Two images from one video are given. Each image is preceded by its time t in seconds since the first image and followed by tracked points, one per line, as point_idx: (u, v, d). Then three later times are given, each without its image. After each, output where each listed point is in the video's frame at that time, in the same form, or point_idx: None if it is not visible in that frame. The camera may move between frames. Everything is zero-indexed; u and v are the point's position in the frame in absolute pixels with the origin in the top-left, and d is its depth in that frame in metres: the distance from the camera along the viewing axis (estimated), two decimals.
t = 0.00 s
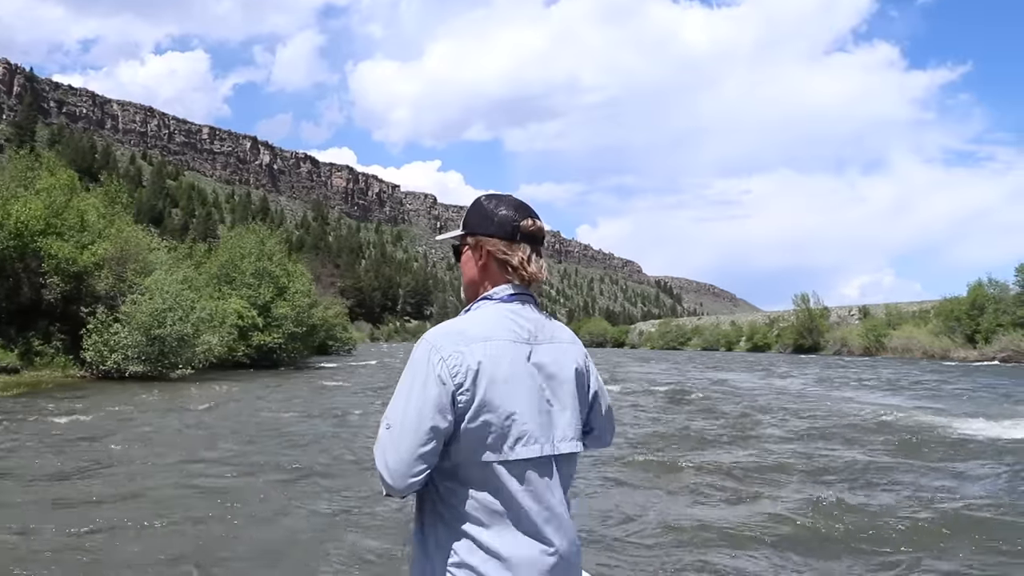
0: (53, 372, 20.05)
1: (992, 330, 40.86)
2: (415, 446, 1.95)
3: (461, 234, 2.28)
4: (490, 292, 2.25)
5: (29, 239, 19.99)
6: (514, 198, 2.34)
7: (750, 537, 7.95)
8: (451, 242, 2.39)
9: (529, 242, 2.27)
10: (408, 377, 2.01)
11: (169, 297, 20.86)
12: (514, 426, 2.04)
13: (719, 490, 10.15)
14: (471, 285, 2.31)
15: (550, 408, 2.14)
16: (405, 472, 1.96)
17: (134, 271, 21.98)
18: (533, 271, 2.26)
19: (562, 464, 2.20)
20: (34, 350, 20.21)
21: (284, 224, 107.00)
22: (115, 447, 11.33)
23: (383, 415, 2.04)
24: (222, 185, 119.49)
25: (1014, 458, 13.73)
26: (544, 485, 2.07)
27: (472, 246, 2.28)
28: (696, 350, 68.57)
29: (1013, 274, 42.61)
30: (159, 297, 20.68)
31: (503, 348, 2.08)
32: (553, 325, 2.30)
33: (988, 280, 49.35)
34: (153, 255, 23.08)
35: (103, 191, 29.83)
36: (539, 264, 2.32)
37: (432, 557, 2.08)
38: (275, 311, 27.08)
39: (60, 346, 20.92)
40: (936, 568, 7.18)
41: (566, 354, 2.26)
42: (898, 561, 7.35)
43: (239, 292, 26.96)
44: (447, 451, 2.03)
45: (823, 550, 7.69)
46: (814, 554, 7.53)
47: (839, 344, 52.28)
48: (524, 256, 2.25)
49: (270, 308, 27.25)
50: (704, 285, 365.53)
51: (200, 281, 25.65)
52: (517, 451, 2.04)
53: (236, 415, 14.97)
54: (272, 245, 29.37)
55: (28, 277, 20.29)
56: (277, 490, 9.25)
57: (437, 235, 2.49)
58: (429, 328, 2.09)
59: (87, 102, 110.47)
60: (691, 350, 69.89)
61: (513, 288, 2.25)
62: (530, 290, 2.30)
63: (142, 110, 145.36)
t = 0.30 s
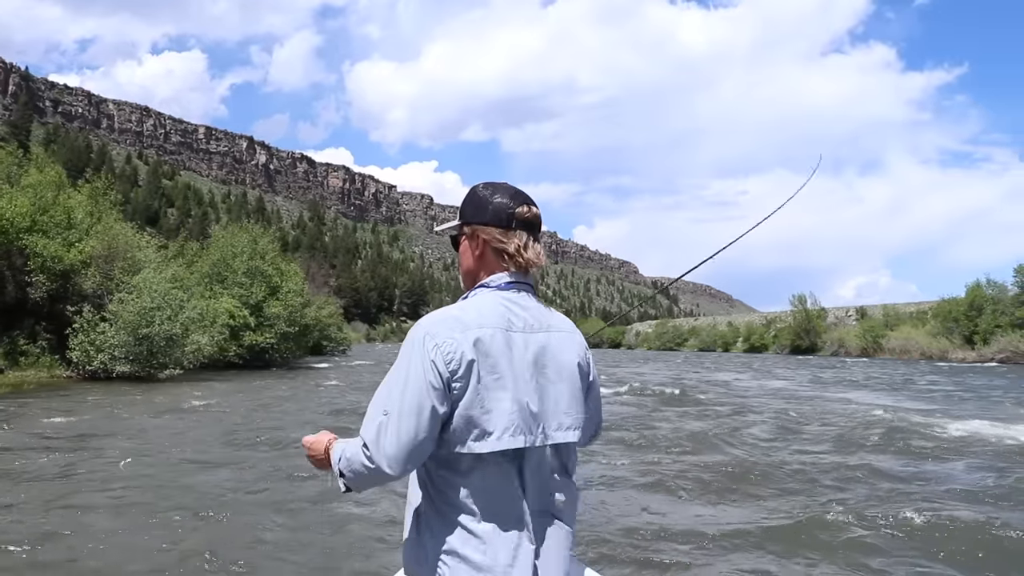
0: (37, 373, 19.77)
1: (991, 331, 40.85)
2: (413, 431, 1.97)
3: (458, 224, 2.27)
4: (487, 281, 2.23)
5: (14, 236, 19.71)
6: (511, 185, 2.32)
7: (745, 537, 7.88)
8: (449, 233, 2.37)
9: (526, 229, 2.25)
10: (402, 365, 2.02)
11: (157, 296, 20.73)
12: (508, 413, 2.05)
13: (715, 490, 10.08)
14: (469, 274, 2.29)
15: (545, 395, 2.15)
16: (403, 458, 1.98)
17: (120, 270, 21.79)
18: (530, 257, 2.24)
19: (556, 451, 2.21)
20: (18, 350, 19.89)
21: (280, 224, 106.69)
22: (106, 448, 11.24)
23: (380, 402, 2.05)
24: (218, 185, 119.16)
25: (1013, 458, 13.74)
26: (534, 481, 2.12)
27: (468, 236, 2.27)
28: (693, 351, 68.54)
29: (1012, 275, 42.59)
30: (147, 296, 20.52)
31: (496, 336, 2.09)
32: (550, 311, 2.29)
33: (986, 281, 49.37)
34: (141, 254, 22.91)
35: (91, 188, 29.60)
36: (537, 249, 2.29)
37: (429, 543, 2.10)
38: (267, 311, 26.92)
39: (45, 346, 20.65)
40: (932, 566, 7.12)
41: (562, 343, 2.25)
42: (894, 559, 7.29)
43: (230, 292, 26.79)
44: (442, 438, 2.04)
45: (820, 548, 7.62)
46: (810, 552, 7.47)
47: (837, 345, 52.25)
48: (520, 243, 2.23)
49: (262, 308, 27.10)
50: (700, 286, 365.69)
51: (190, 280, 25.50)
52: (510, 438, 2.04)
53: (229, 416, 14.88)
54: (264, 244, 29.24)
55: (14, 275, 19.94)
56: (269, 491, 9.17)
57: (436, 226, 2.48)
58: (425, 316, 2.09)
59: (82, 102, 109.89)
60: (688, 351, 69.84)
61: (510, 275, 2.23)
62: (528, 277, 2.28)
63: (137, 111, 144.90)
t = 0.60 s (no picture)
0: (24, 373, 19.55)
1: (989, 331, 40.79)
2: (417, 431, 1.86)
3: (438, 212, 2.13)
4: (471, 272, 2.12)
5: None
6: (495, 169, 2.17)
7: (742, 538, 7.73)
8: (429, 219, 2.24)
9: (510, 218, 2.13)
10: (401, 364, 1.92)
11: (144, 295, 20.56)
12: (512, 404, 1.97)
13: (711, 490, 9.95)
14: (451, 264, 2.18)
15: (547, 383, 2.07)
16: (409, 459, 1.87)
17: (107, 269, 21.54)
18: (515, 247, 2.12)
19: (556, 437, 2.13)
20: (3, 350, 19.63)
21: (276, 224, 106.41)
22: (93, 448, 11.07)
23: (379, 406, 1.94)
24: (214, 184, 118.78)
25: (1012, 458, 13.64)
26: (542, 453, 1.97)
27: (451, 224, 2.13)
28: (690, 350, 68.51)
29: (1010, 274, 42.51)
30: (135, 296, 20.29)
31: (495, 326, 2.00)
32: (541, 299, 2.20)
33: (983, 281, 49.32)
34: (129, 252, 22.69)
35: (80, 186, 29.35)
36: (522, 238, 2.17)
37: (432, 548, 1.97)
38: (259, 310, 26.74)
39: (31, 346, 20.39)
40: (933, 569, 6.96)
41: (560, 332, 2.17)
42: (894, 560, 7.14)
43: (222, 290, 26.58)
44: (445, 435, 1.94)
45: (819, 549, 7.47)
46: (808, 553, 7.31)
47: (834, 345, 52.21)
48: (505, 232, 2.11)
49: (254, 307, 26.91)
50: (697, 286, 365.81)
51: (181, 279, 25.31)
52: (516, 428, 1.96)
53: (219, 416, 14.70)
54: (256, 242, 29.03)
55: None
56: (258, 493, 9.01)
57: (416, 211, 2.34)
58: (419, 311, 1.99)
59: (78, 101, 109.46)
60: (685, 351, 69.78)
61: (495, 265, 2.12)
62: (512, 266, 2.16)
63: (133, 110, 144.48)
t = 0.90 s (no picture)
0: (10, 373, 19.38)
1: (987, 331, 40.78)
2: (422, 433, 1.87)
3: (420, 218, 2.17)
4: (454, 277, 2.16)
5: None
6: (474, 177, 2.22)
7: (732, 536, 7.67)
8: (412, 225, 2.28)
9: (492, 223, 2.17)
10: (399, 369, 1.93)
11: (133, 294, 20.27)
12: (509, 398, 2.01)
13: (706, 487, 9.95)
14: (433, 271, 2.21)
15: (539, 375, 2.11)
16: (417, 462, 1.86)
17: (95, 267, 21.32)
18: (497, 252, 2.16)
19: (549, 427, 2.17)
20: None
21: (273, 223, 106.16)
22: (86, 447, 11.02)
23: (378, 413, 1.93)
24: (211, 183, 118.49)
25: (1008, 457, 13.64)
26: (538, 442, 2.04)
27: (432, 231, 2.17)
28: (687, 351, 68.47)
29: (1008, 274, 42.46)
30: (123, 294, 20.09)
31: (488, 325, 2.04)
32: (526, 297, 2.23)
33: (982, 282, 49.30)
34: (119, 250, 22.53)
35: (69, 182, 29.14)
36: (503, 244, 2.21)
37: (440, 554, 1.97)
38: (252, 309, 26.61)
39: (17, 345, 20.17)
40: (925, 566, 6.96)
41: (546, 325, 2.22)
42: (883, 557, 7.12)
43: (213, 289, 26.41)
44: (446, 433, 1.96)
45: (809, 548, 7.42)
46: (797, 551, 7.27)
47: (832, 345, 52.18)
48: (487, 238, 2.15)
49: (247, 306, 26.77)
50: (695, 286, 365.92)
51: (172, 278, 25.17)
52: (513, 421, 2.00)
53: (211, 416, 14.64)
54: (249, 240, 28.89)
55: None
56: (248, 490, 8.97)
57: (399, 217, 2.38)
58: (410, 316, 2.02)
59: (74, 99, 109.08)
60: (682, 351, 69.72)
61: (478, 269, 2.15)
62: (497, 269, 2.20)
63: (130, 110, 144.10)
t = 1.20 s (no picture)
0: None
1: (989, 330, 40.59)
2: (412, 454, 1.77)
3: (422, 233, 2.06)
4: (456, 292, 2.04)
5: None
6: (475, 196, 2.14)
7: (727, 536, 7.55)
8: (410, 242, 2.17)
9: (495, 242, 2.08)
10: (392, 386, 1.82)
11: (123, 293, 20.11)
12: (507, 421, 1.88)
13: (705, 486, 9.85)
14: (434, 287, 2.09)
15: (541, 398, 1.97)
16: (404, 481, 1.78)
17: (84, 266, 21.16)
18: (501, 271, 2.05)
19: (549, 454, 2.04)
20: None
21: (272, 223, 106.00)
22: (79, 447, 10.92)
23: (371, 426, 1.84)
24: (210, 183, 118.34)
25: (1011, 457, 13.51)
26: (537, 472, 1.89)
27: (435, 246, 2.06)
28: (687, 350, 68.30)
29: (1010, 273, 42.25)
30: (112, 294, 19.92)
31: (488, 343, 1.91)
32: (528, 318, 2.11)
33: (983, 281, 49.09)
34: (110, 249, 22.39)
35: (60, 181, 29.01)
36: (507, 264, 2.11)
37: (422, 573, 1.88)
38: (246, 309, 26.45)
39: (4, 347, 20.00)
40: (928, 563, 6.85)
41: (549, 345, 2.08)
42: (884, 555, 7.01)
43: (207, 289, 26.24)
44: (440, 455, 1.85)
45: (805, 547, 7.29)
46: (793, 550, 7.15)
47: (832, 345, 52.00)
48: (491, 257, 2.05)
49: (241, 306, 26.62)
50: (694, 286, 365.66)
51: (165, 278, 25.04)
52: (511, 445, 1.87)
53: (208, 416, 14.53)
54: (243, 239, 28.75)
55: None
56: (242, 489, 8.87)
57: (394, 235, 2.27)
58: (410, 331, 1.90)
59: (72, 99, 108.90)
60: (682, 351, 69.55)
61: (481, 286, 2.04)
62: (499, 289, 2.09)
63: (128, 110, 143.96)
